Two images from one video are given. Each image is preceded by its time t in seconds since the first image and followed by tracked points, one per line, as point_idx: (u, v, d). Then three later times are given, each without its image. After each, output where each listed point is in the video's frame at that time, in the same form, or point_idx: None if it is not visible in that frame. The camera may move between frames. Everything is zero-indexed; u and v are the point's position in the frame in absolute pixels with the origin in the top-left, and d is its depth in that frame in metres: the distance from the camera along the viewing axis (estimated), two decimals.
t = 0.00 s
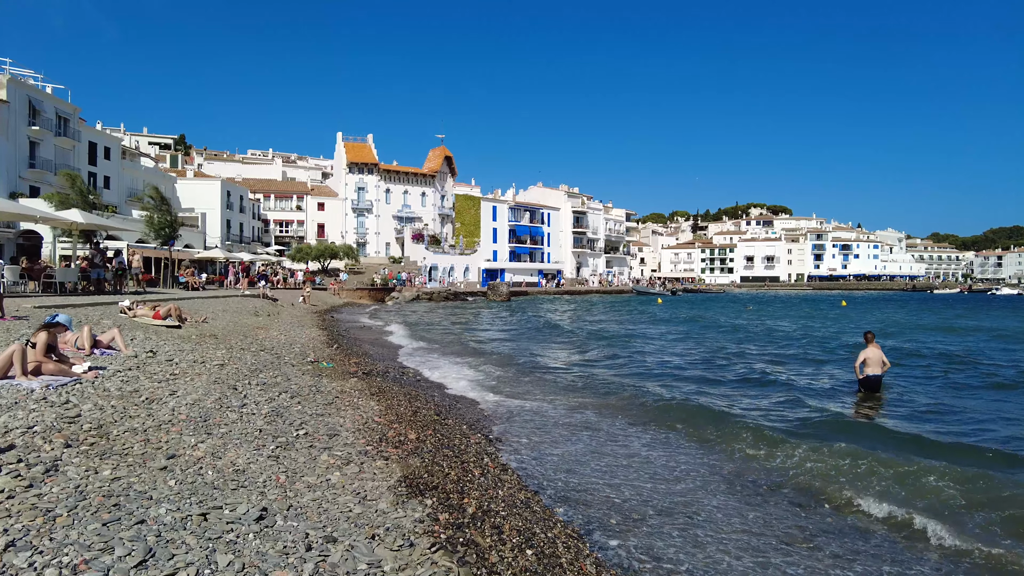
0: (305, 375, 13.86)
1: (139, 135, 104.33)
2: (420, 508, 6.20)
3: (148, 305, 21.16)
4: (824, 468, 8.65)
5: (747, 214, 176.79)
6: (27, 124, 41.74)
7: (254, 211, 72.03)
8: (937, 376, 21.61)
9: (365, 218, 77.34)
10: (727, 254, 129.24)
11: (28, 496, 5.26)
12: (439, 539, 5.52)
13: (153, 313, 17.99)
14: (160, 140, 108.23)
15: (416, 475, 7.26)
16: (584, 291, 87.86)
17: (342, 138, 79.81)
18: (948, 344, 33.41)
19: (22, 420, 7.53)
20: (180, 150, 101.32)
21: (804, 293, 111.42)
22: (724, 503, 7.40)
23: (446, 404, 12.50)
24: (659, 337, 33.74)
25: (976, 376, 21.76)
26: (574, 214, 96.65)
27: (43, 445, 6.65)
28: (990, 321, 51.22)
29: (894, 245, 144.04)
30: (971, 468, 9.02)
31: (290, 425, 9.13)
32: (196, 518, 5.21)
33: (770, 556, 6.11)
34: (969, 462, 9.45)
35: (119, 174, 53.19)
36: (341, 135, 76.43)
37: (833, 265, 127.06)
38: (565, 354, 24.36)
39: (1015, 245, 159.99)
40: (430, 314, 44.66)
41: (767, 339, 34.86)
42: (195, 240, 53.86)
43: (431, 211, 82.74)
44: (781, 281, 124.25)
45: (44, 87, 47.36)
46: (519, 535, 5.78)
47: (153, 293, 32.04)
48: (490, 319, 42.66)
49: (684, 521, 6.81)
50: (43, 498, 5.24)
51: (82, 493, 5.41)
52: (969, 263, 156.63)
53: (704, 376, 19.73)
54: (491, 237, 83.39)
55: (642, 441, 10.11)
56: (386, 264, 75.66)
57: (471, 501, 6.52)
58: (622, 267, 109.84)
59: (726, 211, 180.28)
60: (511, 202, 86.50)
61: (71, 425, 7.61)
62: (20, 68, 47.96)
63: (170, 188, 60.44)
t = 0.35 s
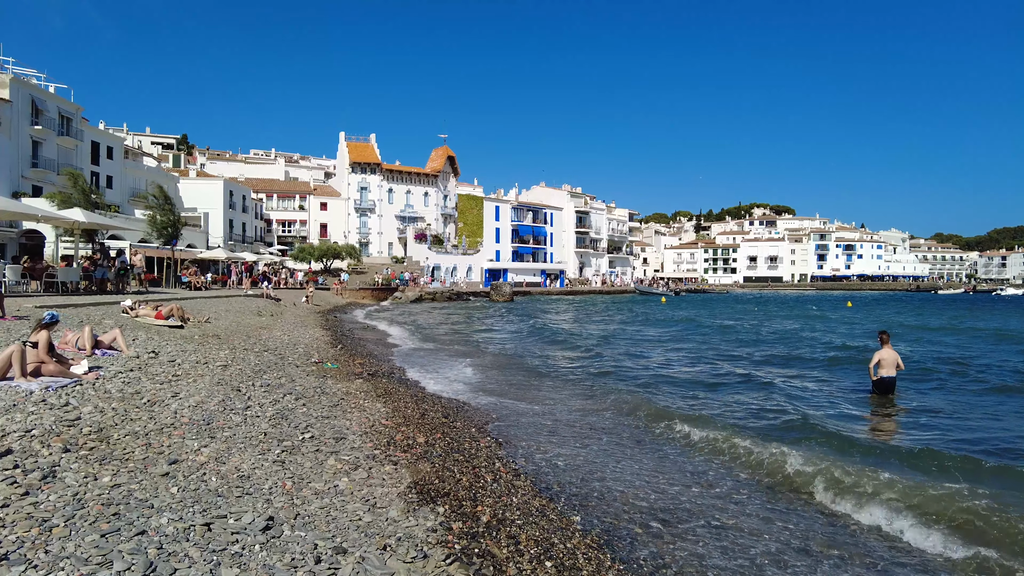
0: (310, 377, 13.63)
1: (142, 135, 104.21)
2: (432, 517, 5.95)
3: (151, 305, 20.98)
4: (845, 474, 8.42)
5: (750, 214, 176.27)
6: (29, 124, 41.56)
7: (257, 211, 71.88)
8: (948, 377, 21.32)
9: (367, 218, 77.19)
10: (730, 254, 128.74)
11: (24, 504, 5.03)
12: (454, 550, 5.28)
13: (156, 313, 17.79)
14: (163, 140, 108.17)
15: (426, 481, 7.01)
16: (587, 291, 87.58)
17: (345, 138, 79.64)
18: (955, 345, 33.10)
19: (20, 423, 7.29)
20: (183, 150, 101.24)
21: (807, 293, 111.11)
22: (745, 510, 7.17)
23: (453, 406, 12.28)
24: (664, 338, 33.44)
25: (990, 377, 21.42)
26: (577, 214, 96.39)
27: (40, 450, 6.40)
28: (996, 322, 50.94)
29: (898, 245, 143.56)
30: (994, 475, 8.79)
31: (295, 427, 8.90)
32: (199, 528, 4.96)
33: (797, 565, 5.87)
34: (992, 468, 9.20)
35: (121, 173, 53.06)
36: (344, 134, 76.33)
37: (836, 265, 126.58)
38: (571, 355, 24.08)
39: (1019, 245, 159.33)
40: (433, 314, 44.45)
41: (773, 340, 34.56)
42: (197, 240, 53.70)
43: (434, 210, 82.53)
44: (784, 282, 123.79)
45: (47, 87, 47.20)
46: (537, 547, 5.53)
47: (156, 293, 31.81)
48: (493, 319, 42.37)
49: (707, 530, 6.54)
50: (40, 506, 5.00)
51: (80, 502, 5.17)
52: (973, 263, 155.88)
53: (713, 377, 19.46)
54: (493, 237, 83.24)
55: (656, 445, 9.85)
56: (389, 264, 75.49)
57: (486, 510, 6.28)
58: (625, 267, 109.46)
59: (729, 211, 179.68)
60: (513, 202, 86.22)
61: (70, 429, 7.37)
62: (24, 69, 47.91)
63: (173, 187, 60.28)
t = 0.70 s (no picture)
0: (317, 380, 13.36)
1: (146, 135, 104.13)
2: (448, 531, 5.70)
3: (154, 306, 20.75)
4: (864, 488, 8.16)
5: (753, 215, 175.67)
6: (32, 124, 41.39)
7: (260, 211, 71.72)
8: (961, 380, 21.00)
9: (370, 218, 77.04)
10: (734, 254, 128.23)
11: (23, 520, 4.79)
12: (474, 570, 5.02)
13: (159, 315, 17.53)
14: (166, 139, 108.08)
15: (439, 492, 6.75)
16: (590, 292, 87.26)
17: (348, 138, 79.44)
18: (965, 347, 32.74)
19: (19, 430, 7.05)
20: (186, 149, 101.14)
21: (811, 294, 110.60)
22: (770, 524, 6.90)
23: (461, 410, 12.00)
24: (670, 339, 33.13)
25: (1003, 380, 21.06)
26: (580, 214, 96.07)
27: (39, 460, 6.14)
28: (1003, 324, 50.49)
29: (902, 246, 143.03)
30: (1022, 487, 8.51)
31: (302, 434, 8.65)
32: (205, 546, 4.71)
33: None
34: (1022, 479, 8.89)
35: (125, 173, 52.92)
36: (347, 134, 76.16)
37: (840, 265, 126.04)
38: (578, 357, 23.78)
39: None
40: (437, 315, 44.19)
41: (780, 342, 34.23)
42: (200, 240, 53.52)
43: (437, 211, 82.29)
44: (788, 282, 123.27)
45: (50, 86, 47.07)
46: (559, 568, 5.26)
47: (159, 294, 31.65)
48: (497, 320, 42.08)
49: (733, 547, 6.26)
50: (38, 523, 4.75)
51: (81, 517, 4.93)
52: (977, 264, 155.08)
53: (723, 380, 19.17)
54: (496, 237, 83.11)
55: (670, 453, 9.57)
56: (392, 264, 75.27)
57: (503, 524, 6.03)
58: (628, 267, 109.10)
59: (732, 211, 179.06)
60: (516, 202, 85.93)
61: (72, 437, 7.12)
62: (27, 68, 47.77)
63: (176, 188, 60.17)
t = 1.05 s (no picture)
0: (320, 382, 13.14)
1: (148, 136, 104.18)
2: (460, 542, 5.48)
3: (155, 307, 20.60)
4: (880, 494, 7.93)
5: (756, 215, 175.26)
6: (34, 124, 41.29)
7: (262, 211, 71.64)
8: (970, 382, 20.74)
9: (372, 219, 76.90)
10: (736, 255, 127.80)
11: (16, 532, 4.56)
12: None
13: (161, 316, 17.36)
14: (168, 140, 108.06)
15: (450, 501, 6.52)
16: (592, 292, 86.94)
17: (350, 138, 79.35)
18: (971, 349, 32.46)
19: (15, 436, 6.83)
20: (188, 150, 101.11)
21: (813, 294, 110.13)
22: (790, 531, 6.67)
23: (467, 413, 11.77)
24: (674, 341, 32.90)
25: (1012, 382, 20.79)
26: (582, 215, 95.82)
27: (35, 468, 5.92)
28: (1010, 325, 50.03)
29: (905, 246, 142.52)
30: None
31: (307, 439, 8.44)
32: (207, 561, 4.49)
33: None
34: None
35: (126, 174, 52.86)
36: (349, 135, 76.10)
37: (842, 265, 125.57)
38: (583, 358, 23.58)
39: None
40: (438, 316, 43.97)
41: (784, 343, 34.00)
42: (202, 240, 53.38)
43: (439, 211, 82.09)
44: (790, 283, 122.84)
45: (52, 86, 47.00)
46: None
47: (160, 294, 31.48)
48: (499, 321, 41.87)
49: (752, 558, 6.02)
50: (32, 535, 4.53)
51: (77, 529, 4.70)
52: (980, 265, 154.38)
53: (729, 382, 18.96)
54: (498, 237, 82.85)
55: (675, 454, 9.37)
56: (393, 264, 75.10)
57: (516, 536, 5.79)
58: (631, 268, 108.79)
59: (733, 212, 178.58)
60: (518, 203, 85.73)
61: (70, 442, 6.91)
62: (30, 68, 47.75)
63: (178, 188, 60.05)
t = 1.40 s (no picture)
0: (321, 385, 12.88)
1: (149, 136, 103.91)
2: (468, 558, 5.19)
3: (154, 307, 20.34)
4: (898, 503, 7.65)
5: (757, 215, 174.85)
6: (34, 124, 41.07)
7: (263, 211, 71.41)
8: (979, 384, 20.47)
9: (373, 219, 76.65)
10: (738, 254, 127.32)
11: None
12: None
13: (160, 317, 17.08)
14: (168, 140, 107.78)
15: (455, 512, 6.23)
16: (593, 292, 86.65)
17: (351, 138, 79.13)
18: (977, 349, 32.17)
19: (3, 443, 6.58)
20: (189, 150, 100.85)
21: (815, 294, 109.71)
22: (809, 543, 6.36)
23: (471, 417, 11.48)
24: (677, 341, 32.63)
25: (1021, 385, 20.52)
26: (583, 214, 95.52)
27: (21, 479, 5.64)
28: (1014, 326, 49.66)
29: (906, 245, 142.15)
30: None
31: (307, 445, 8.16)
32: None
33: None
34: None
35: (127, 174, 52.64)
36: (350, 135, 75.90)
37: (844, 265, 125.16)
38: (586, 359, 23.29)
39: None
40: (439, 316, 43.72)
41: (789, 343, 33.71)
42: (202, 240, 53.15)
43: (440, 210, 81.81)
44: (792, 282, 122.43)
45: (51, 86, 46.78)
46: None
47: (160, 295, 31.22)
48: (500, 322, 41.60)
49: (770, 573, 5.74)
50: (13, 554, 4.26)
51: (61, 547, 4.42)
52: (982, 264, 153.88)
53: (735, 384, 18.73)
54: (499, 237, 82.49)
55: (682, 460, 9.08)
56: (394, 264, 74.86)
57: (526, 549, 5.50)
58: (632, 268, 108.45)
59: (735, 211, 178.01)
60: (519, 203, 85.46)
61: (60, 450, 6.64)
62: (30, 69, 47.57)
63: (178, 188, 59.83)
